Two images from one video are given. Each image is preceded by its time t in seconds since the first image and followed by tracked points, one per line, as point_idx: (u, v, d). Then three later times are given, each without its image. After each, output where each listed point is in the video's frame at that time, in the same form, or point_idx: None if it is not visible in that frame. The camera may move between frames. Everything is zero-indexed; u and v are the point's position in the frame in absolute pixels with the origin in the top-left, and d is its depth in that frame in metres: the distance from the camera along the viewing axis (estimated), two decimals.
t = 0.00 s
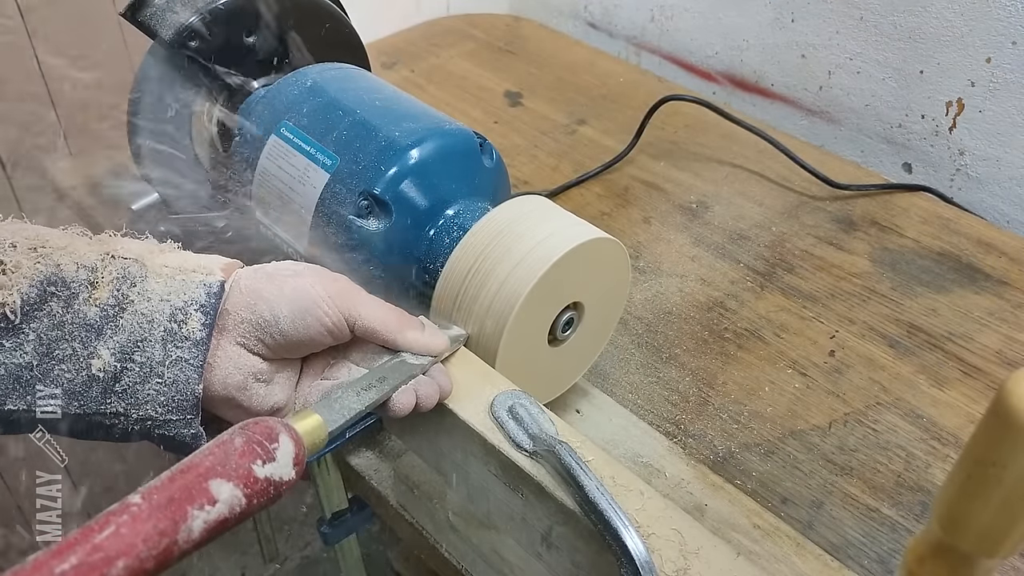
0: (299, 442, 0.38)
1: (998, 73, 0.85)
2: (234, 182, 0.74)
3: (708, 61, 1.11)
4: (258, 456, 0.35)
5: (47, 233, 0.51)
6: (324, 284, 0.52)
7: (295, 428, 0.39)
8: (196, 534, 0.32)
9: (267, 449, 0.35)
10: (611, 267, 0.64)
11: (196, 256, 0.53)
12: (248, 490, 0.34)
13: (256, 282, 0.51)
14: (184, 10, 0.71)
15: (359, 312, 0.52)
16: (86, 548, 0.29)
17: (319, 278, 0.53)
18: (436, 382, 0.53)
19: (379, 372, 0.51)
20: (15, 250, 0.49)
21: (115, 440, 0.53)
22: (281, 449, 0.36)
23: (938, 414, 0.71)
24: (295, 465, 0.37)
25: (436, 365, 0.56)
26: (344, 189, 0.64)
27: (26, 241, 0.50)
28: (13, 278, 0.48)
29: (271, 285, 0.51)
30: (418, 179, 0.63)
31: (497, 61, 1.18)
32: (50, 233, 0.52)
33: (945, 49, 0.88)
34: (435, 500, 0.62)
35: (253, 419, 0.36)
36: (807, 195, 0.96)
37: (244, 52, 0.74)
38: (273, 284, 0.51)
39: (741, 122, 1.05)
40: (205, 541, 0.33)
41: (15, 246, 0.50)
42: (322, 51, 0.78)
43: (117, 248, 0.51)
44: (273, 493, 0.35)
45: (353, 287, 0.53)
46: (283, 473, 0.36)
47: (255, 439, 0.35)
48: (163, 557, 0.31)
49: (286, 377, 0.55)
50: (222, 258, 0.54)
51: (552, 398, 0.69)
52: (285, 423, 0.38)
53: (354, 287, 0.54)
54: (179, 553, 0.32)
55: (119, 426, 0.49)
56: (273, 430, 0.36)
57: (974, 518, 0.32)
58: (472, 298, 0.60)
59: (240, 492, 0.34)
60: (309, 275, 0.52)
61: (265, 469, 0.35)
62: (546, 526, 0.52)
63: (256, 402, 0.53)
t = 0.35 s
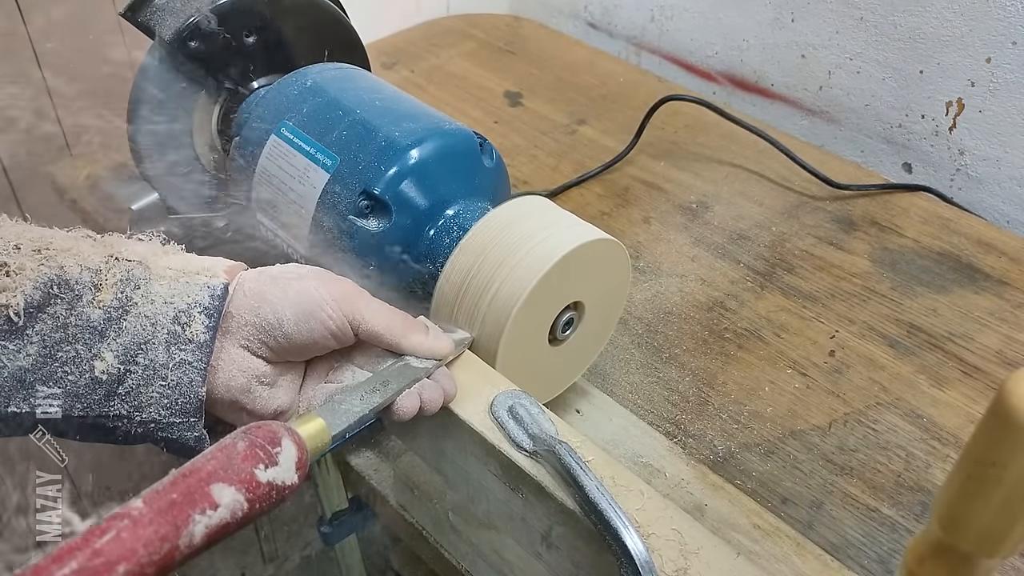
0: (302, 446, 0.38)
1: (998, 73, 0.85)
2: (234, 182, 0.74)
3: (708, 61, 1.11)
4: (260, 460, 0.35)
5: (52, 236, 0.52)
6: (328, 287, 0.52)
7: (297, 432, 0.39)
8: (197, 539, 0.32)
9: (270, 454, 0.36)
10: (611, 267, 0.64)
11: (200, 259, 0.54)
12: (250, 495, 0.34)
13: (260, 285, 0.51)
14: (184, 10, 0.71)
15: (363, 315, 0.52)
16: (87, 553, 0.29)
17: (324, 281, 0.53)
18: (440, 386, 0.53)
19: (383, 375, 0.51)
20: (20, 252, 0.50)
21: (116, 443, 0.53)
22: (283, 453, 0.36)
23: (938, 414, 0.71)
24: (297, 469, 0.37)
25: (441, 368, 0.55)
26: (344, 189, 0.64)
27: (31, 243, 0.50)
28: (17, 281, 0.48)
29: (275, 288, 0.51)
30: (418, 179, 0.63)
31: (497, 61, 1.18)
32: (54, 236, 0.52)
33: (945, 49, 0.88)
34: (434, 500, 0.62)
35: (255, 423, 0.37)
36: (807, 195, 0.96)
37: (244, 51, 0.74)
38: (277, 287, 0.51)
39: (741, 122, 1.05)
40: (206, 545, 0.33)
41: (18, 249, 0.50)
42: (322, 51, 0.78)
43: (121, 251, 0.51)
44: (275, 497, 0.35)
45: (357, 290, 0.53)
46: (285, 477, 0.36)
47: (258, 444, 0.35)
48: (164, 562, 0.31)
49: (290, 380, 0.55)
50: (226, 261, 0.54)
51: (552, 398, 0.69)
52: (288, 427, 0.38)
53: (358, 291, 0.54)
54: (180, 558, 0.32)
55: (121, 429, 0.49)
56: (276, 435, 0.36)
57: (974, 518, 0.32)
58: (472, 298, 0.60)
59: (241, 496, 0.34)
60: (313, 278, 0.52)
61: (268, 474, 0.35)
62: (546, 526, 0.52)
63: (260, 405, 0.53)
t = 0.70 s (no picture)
0: (307, 450, 0.37)
1: (998, 73, 0.85)
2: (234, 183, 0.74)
3: (708, 61, 1.11)
4: (263, 466, 0.35)
5: (57, 236, 0.51)
6: (333, 290, 0.52)
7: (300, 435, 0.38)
8: (200, 545, 0.32)
9: (273, 459, 0.35)
10: (611, 267, 0.64)
11: (204, 260, 0.53)
12: (253, 501, 0.34)
13: (264, 287, 0.51)
14: (184, 10, 0.71)
15: (367, 318, 0.52)
16: (89, 561, 0.29)
17: (329, 283, 0.53)
18: (445, 391, 0.53)
19: (387, 379, 0.50)
20: (25, 253, 0.49)
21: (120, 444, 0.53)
22: (287, 458, 0.36)
23: (939, 414, 0.71)
24: (302, 475, 0.36)
25: (445, 372, 0.55)
26: (344, 189, 0.64)
27: (35, 244, 0.50)
28: (21, 282, 0.48)
29: (279, 290, 0.51)
30: (418, 179, 0.63)
31: (497, 61, 1.18)
32: (58, 237, 0.51)
33: (945, 49, 0.88)
34: (435, 501, 0.62)
35: (260, 428, 0.36)
36: (807, 195, 0.96)
37: (243, 51, 0.74)
38: (282, 289, 0.51)
39: (741, 122, 1.05)
40: (210, 551, 0.33)
41: (23, 251, 0.49)
42: (322, 51, 0.78)
43: (125, 252, 0.51)
44: (280, 503, 0.35)
45: (363, 294, 0.53)
46: (289, 483, 0.35)
47: (261, 449, 0.35)
48: (167, 568, 0.31)
49: (294, 383, 0.55)
50: (230, 262, 0.54)
51: (552, 398, 0.69)
52: (292, 431, 0.38)
53: (363, 294, 0.54)
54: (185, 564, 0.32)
55: (126, 431, 0.49)
56: (280, 440, 0.36)
57: (974, 518, 0.32)
58: (472, 298, 0.60)
59: (245, 502, 0.34)
60: (318, 281, 0.52)
61: (271, 479, 0.35)
62: (546, 526, 0.52)
63: (263, 408, 0.53)
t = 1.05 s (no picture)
0: (309, 454, 0.38)
1: (998, 73, 0.85)
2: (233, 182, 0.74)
3: (708, 61, 1.11)
4: (268, 470, 0.35)
5: (61, 239, 0.51)
6: (335, 292, 0.52)
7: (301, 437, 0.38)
8: (205, 550, 0.32)
9: (277, 463, 0.35)
10: (611, 267, 0.64)
11: (207, 262, 0.53)
12: (258, 505, 0.34)
13: (268, 290, 0.51)
14: (184, 10, 0.71)
15: (370, 321, 0.52)
16: (94, 565, 0.29)
17: (332, 287, 0.53)
18: (448, 393, 0.52)
19: (391, 382, 0.50)
20: (27, 256, 0.50)
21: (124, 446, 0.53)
22: (291, 463, 0.36)
23: (938, 414, 0.71)
24: (305, 479, 0.37)
25: (449, 374, 0.55)
26: (344, 188, 0.64)
27: (38, 247, 0.50)
28: (23, 285, 0.48)
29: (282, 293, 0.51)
30: (418, 179, 0.63)
31: (498, 61, 1.18)
32: (62, 238, 0.51)
33: (945, 49, 0.88)
34: (434, 501, 0.62)
35: (262, 433, 0.37)
36: (807, 195, 0.96)
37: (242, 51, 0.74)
38: (285, 291, 0.51)
39: (741, 122, 1.05)
40: (214, 556, 0.33)
41: (26, 254, 0.50)
42: (322, 50, 0.78)
43: (128, 254, 0.50)
44: (283, 507, 0.35)
45: (366, 297, 0.54)
46: (293, 486, 0.36)
47: (266, 453, 0.35)
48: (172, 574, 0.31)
49: (297, 387, 0.55)
50: (234, 265, 0.54)
51: (552, 398, 0.69)
52: (295, 435, 0.38)
53: (366, 297, 0.54)
54: (188, 569, 0.32)
55: (130, 434, 0.49)
56: (283, 444, 0.36)
57: (974, 518, 0.32)
58: (473, 299, 0.60)
59: (250, 506, 0.34)
60: (321, 284, 0.53)
61: (275, 483, 0.35)
62: (546, 526, 0.52)
63: (266, 412, 0.52)
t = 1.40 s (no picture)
0: (314, 458, 0.38)
1: (998, 73, 0.85)
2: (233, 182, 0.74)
3: (708, 61, 1.11)
4: (272, 475, 0.35)
5: (65, 242, 0.52)
6: (340, 295, 0.52)
7: (305, 441, 0.38)
8: (208, 555, 0.32)
9: (281, 468, 0.35)
10: (611, 268, 0.64)
11: (211, 265, 0.53)
12: (262, 511, 0.34)
13: (272, 293, 0.51)
14: (184, 10, 0.71)
15: (375, 325, 0.52)
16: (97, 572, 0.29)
17: (337, 289, 0.52)
18: (453, 396, 0.53)
19: (397, 386, 0.51)
20: (32, 258, 0.50)
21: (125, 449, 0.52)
22: (295, 468, 0.36)
23: (938, 414, 0.71)
24: (310, 483, 0.36)
25: (454, 378, 0.55)
26: (344, 188, 0.64)
27: (42, 249, 0.51)
28: (29, 287, 0.49)
29: (287, 296, 0.51)
30: (418, 179, 0.63)
31: (498, 61, 1.18)
32: (68, 241, 0.52)
33: (945, 49, 0.88)
34: (434, 501, 0.62)
35: (267, 437, 0.37)
36: (807, 195, 0.96)
37: (243, 51, 0.74)
38: (289, 295, 0.51)
39: (741, 122, 1.05)
40: (218, 562, 0.33)
41: (31, 256, 0.50)
42: (322, 50, 0.78)
43: (132, 256, 0.51)
44: (287, 512, 0.35)
45: (371, 300, 0.53)
46: (297, 491, 0.36)
47: (269, 458, 0.35)
48: None
49: (302, 390, 0.54)
50: (239, 267, 0.53)
51: (552, 398, 0.69)
52: (300, 440, 0.38)
53: (371, 300, 0.53)
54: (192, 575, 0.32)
55: (133, 437, 0.49)
56: (287, 448, 0.36)
57: (974, 518, 0.32)
58: (473, 299, 0.60)
59: (253, 512, 0.34)
60: (326, 287, 0.52)
61: (279, 489, 0.35)
62: (546, 526, 0.52)
63: (270, 415, 0.52)
